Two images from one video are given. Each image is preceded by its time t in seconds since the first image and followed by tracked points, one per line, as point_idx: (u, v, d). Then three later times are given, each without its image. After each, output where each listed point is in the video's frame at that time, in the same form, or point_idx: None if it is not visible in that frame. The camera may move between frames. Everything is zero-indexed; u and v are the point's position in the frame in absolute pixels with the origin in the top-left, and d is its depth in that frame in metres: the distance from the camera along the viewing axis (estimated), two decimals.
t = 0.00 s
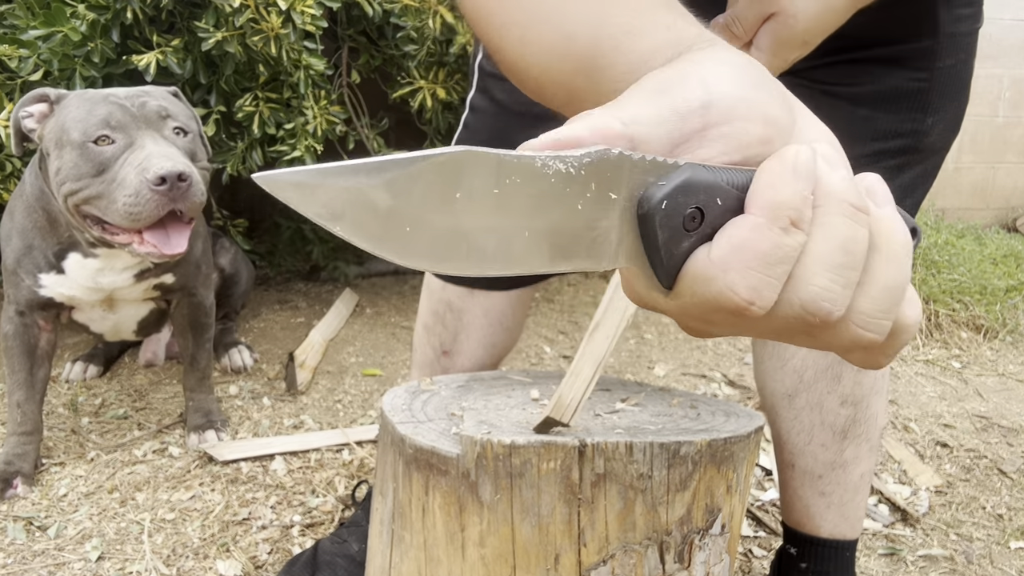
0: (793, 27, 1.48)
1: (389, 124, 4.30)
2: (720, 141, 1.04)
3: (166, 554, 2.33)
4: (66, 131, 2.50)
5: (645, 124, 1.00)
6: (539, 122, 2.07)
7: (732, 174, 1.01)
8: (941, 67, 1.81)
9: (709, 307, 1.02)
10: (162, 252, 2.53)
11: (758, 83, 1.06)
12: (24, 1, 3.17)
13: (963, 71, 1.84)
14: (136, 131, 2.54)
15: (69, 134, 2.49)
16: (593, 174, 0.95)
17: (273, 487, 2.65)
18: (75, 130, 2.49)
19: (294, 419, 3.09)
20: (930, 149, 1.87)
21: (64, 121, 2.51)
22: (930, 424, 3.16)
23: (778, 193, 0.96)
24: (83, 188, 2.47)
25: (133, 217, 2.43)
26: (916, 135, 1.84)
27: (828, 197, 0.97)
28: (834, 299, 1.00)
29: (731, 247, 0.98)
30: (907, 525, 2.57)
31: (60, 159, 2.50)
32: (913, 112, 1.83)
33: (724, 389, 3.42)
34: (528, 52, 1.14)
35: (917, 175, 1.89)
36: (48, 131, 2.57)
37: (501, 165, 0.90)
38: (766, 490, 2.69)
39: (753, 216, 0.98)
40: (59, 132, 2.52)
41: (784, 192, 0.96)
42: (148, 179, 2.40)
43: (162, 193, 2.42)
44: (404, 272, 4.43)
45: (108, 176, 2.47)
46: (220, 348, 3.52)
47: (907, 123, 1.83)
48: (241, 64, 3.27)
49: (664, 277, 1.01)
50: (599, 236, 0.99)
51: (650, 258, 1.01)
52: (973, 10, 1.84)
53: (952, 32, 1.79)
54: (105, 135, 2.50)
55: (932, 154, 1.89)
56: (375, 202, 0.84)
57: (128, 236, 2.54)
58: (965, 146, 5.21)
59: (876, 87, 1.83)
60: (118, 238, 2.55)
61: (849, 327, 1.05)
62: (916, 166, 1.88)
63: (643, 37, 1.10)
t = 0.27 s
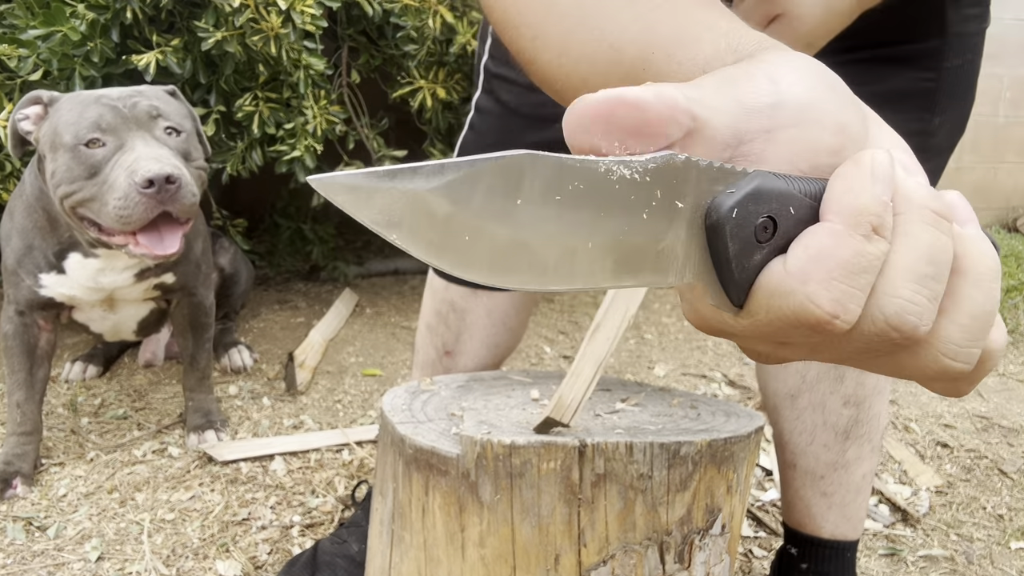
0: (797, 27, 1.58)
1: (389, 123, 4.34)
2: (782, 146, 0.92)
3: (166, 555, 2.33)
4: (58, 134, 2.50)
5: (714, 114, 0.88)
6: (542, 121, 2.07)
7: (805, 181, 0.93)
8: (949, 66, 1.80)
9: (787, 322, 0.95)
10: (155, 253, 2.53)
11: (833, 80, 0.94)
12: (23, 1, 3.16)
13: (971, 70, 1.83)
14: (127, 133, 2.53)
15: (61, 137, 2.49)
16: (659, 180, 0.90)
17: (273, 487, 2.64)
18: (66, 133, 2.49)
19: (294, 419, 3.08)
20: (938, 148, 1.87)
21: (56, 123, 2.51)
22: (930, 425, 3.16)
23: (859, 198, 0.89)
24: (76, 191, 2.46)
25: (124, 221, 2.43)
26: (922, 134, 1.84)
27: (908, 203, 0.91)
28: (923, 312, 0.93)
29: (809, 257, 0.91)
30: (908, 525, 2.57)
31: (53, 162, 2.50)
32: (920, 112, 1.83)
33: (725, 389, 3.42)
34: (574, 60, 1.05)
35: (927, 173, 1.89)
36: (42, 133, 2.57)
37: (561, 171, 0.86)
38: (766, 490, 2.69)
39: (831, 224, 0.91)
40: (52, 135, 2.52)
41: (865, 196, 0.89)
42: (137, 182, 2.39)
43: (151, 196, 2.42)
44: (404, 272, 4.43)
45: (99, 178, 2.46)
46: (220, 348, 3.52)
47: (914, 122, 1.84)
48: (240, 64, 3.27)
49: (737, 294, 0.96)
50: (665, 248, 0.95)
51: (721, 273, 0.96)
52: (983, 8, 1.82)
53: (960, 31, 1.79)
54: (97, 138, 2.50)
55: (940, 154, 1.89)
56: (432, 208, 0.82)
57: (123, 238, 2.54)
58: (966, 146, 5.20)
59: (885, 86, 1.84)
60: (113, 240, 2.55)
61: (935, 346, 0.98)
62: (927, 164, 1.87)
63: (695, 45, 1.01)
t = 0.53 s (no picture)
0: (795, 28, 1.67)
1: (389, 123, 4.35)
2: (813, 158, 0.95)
3: (166, 555, 2.33)
4: (47, 135, 2.50)
5: (735, 135, 0.94)
6: (543, 121, 2.07)
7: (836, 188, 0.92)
8: (950, 67, 1.80)
9: (814, 327, 0.93)
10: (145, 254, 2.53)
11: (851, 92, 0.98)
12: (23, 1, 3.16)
13: (971, 72, 1.83)
14: (114, 132, 2.52)
15: (50, 138, 2.49)
16: (695, 180, 0.88)
17: (272, 487, 2.64)
18: (54, 134, 2.48)
19: (294, 419, 3.08)
20: (940, 149, 1.86)
21: (47, 124, 2.51)
22: (930, 425, 3.16)
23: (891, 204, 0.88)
24: (65, 192, 2.47)
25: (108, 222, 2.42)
26: (923, 135, 1.83)
27: (939, 212, 0.91)
28: (951, 320, 0.93)
29: (840, 259, 0.89)
30: (908, 525, 2.57)
31: (43, 164, 2.51)
32: (921, 112, 1.82)
33: (725, 389, 3.42)
34: (584, 66, 1.13)
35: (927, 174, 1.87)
36: (34, 135, 2.56)
37: (602, 167, 0.82)
38: (767, 490, 2.69)
39: (862, 227, 0.89)
40: (43, 136, 2.52)
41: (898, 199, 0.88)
42: (119, 183, 2.40)
43: (134, 197, 2.42)
44: (404, 272, 4.43)
45: (86, 179, 2.46)
46: (219, 348, 3.51)
47: (915, 122, 1.83)
48: (240, 64, 3.28)
49: (763, 302, 0.94)
50: (696, 251, 0.91)
51: (749, 279, 0.93)
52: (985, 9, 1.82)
53: (961, 32, 1.79)
54: (83, 138, 2.49)
55: (942, 154, 1.88)
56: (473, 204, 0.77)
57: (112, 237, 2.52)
58: (966, 146, 5.20)
59: (885, 87, 1.83)
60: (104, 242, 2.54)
61: (959, 356, 0.98)
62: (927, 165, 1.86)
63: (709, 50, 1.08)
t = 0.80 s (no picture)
0: (797, 30, 1.69)
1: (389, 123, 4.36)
2: (815, 158, 0.96)
3: (165, 555, 2.32)
4: (33, 130, 2.50)
5: (725, 145, 0.96)
6: (542, 120, 2.06)
7: (828, 194, 0.93)
8: (951, 66, 1.80)
9: (817, 334, 0.92)
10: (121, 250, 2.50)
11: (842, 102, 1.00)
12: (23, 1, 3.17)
13: (971, 72, 1.84)
14: (94, 128, 2.50)
15: (34, 133, 2.49)
16: (701, 188, 0.88)
17: (272, 487, 2.64)
18: (38, 129, 2.49)
19: (294, 419, 3.08)
20: (939, 148, 1.86)
21: (33, 119, 2.52)
22: (931, 425, 3.16)
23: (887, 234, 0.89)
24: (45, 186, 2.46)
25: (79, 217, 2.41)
26: (925, 134, 1.83)
27: (929, 216, 0.92)
28: (947, 321, 0.93)
29: (841, 267, 0.88)
30: (908, 526, 2.57)
31: (30, 159, 2.52)
32: (923, 112, 1.82)
33: (725, 389, 3.41)
34: (572, 66, 1.21)
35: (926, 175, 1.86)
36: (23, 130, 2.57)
37: (612, 176, 0.82)
38: (767, 491, 2.69)
39: (860, 233, 0.89)
40: (29, 130, 2.53)
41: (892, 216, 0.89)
42: (90, 177, 2.37)
43: (105, 192, 2.39)
44: (404, 272, 4.43)
45: (65, 174, 2.45)
46: (219, 348, 3.51)
47: (917, 122, 1.82)
48: (240, 63, 3.27)
49: (764, 309, 0.93)
50: (704, 259, 0.91)
51: (750, 287, 0.92)
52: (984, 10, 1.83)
53: (962, 32, 1.79)
54: (65, 132, 2.48)
55: (940, 154, 1.87)
56: (488, 213, 0.76)
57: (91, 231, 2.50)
58: (966, 146, 5.20)
59: (885, 87, 1.83)
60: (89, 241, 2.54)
61: (948, 358, 0.98)
62: (925, 166, 1.85)
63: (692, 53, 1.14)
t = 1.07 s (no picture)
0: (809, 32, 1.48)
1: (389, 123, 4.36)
2: (759, 121, 0.86)
3: (165, 555, 2.32)
4: (9, 123, 2.52)
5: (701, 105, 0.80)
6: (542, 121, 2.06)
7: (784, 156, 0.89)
8: (953, 65, 1.75)
9: (768, 283, 0.87)
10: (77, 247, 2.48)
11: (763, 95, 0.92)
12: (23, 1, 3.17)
13: (972, 72, 1.78)
14: (62, 122, 2.48)
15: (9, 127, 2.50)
16: (705, 140, 0.77)
17: (272, 487, 2.64)
18: (12, 122, 2.50)
19: (294, 419, 3.08)
20: (942, 149, 1.79)
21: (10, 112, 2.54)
22: (931, 425, 3.16)
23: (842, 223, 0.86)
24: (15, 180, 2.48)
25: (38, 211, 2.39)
26: (928, 134, 1.76)
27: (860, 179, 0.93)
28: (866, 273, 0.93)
29: (794, 222, 0.87)
30: (909, 526, 2.57)
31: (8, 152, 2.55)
32: (925, 111, 1.76)
33: (725, 389, 3.41)
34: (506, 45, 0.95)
35: (929, 177, 1.79)
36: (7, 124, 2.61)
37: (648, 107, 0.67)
38: (767, 491, 2.69)
39: (809, 191, 0.89)
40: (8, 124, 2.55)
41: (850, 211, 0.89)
42: (43, 172, 2.34)
43: (59, 187, 2.35)
44: (404, 272, 4.43)
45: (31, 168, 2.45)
46: (219, 348, 3.51)
47: (919, 122, 1.76)
48: (240, 63, 3.27)
49: (727, 253, 0.84)
50: (694, 204, 0.78)
51: (721, 236, 0.83)
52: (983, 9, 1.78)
53: (964, 31, 1.74)
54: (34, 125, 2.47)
55: (944, 154, 1.81)
56: (559, 144, 0.58)
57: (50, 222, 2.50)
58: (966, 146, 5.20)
59: (887, 87, 1.77)
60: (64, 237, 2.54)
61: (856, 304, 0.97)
62: (927, 167, 1.78)
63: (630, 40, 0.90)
